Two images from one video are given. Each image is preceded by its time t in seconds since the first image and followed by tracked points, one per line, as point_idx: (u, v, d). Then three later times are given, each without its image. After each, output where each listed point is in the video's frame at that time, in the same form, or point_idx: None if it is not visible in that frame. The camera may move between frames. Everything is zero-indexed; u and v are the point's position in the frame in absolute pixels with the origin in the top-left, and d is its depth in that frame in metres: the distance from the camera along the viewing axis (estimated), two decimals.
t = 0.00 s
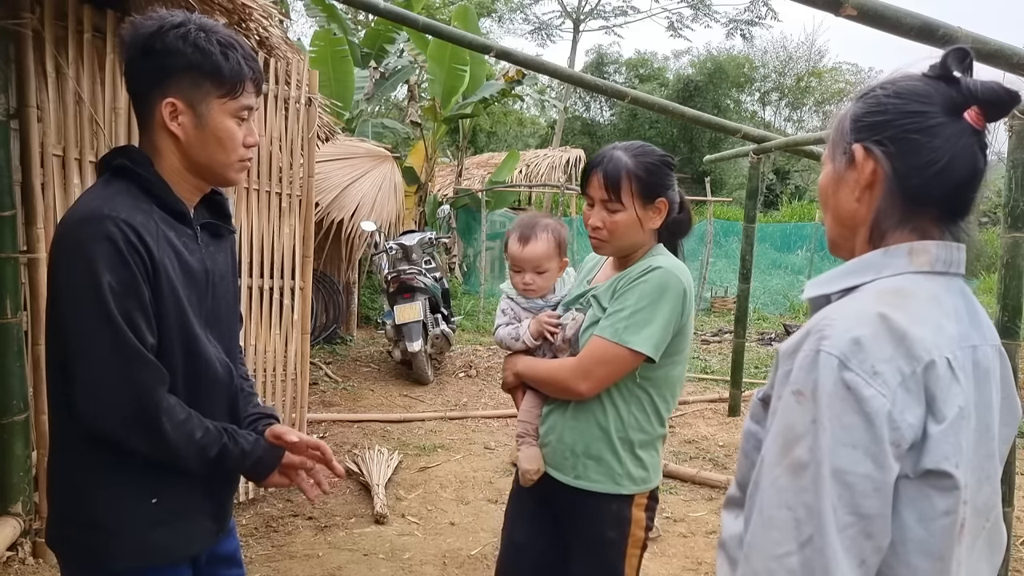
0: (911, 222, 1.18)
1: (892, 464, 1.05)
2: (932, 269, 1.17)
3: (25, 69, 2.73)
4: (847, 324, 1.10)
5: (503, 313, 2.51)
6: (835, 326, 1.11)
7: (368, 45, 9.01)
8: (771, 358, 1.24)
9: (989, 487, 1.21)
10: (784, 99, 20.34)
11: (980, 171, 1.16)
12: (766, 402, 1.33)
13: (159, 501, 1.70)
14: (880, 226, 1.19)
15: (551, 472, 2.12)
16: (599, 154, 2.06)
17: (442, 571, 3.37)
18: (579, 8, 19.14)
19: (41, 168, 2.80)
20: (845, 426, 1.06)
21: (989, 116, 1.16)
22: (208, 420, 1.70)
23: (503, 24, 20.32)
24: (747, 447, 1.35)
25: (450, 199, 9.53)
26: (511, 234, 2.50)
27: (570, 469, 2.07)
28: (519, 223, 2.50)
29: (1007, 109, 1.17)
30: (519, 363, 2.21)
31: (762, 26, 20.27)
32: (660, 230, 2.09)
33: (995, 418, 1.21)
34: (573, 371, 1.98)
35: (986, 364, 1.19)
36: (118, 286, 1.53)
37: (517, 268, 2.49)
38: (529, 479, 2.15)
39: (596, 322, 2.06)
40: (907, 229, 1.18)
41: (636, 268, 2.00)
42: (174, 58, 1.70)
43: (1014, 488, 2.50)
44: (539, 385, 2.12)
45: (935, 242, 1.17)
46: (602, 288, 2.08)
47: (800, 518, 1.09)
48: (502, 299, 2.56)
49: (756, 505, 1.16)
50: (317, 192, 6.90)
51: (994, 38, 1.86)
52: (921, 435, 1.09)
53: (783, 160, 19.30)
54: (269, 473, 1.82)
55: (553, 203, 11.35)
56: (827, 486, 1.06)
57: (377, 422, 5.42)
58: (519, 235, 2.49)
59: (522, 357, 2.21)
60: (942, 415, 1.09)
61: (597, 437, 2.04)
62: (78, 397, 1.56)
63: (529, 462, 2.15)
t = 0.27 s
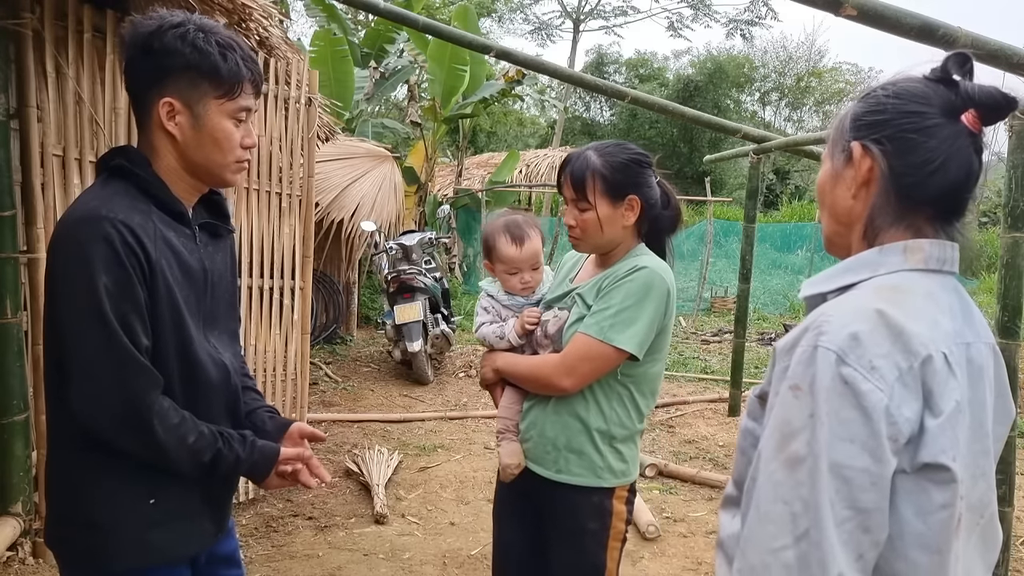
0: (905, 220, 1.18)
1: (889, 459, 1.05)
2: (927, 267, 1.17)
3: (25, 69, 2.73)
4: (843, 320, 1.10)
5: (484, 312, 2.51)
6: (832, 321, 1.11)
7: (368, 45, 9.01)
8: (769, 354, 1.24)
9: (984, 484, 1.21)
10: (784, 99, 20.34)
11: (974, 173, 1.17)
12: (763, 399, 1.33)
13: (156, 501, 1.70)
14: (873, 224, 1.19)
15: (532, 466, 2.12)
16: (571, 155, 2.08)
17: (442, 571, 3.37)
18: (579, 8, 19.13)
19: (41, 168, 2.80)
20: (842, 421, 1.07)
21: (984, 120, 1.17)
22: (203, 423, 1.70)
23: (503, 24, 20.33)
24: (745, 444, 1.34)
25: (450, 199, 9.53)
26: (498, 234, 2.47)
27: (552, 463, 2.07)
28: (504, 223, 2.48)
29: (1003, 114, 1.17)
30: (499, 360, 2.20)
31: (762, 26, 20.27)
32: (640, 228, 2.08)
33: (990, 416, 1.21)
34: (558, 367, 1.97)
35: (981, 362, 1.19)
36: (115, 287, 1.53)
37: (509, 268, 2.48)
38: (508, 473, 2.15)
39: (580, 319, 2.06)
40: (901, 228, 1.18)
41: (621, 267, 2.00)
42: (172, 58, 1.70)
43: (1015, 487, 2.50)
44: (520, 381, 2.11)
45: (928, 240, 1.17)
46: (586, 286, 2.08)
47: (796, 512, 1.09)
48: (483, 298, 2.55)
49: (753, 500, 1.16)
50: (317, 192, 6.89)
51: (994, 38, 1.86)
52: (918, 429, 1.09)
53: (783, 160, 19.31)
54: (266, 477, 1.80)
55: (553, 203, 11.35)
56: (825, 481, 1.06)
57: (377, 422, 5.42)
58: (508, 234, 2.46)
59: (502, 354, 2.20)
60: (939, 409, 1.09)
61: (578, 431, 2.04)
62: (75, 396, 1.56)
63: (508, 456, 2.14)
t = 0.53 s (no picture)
0: (898, 219, 1.18)
1: (889, 457, 1.05)
2: (920, 266, 1.17)
3: (25, 69, 2.73)
4: (843, 318, 1.10)
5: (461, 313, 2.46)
6: (831, 320, 1.11)
7: (368, 45, 9.02)
8: (765, 353, 1.24)
9: (977, 481, 1.21)
10: (784, 99, 20.34)
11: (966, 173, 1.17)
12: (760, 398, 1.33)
13: (156, 502, 1.70)
14: (867, 222, 1.19)
15: (517, 466, 2.11)
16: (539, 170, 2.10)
17: (442, 571, 3.37)
18: (578, 8, 19.14)
19: (41, 168, 2.80)
20: (842, 419, 1.07)
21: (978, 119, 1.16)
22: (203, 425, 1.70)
23: (503, 24, 20.34)
24: (741, 443, 1.34)
25: (450, 199, 9.52)
26: (477, 233, 2.42)
27: (538, 463, 2.06)
28: (479, 223, 2.44)
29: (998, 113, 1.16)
30: (486, 360, 2.18)
31: (762, 27, 20.28)
32: (619, 229, 2.07)
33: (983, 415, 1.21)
34: (549, 367, 1.97)
35: (974, 360, 1.19)
36: (114, 288, 1.53)
37: (489, 267, 2.44)
38: (493, 471, 2.13)
39: (570, 320, 2.06)
40: (894, 226, 1.19)
41: (611, 270, 2.00)
42: (170, 58, 1.70)
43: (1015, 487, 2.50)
44: (507, 381, 2.10)
45: (922, 238, 1.17)
46: (576, 288, 2.08)
47: (794, 511, 1.09)
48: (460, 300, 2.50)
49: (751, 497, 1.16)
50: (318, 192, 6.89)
51: (994, 38, 1.86)
52: (916, 427, 1.09)
53: (783, 160, 19.31)
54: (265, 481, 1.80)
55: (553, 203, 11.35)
56: (825, 479, 1.06)
57: (377, 422, 5.42)
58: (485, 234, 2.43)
59: (488, 353, 2.18)
60: (937, 407, 1.09)
61: (566, 431, 2.04)
62: (74, 398, 1.55)
63: (494, 454, 2.13)
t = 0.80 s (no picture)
0: (886, 218, 1.19)
1: (878, 459, 1.05)
2: (906, 263, 1.18)
3: (25, 69, 2.73)
4: (828, 320, 1.10)
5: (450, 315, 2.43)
6: (816, 322, 1.11)
7: (368, 45, 9.02)
8: (751, 356, 1.24)
9: (966, 479, 1.22)
10: (784, 99, 20.34)
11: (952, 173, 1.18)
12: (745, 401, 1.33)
13: (155, 503, 1.70)
14: (854, 221, 1.20)
15: (515, 465, 2.10)
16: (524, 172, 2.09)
17: (442, 571, 3.37)
18: (578, 8, 19.14)
19: (41, 168, 2.80)
20: (829, 422, 1.07)
21: (962, 115, 1.18)
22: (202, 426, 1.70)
23: (503, 24, 20.34)
24: (728, 445, 1.34)
25: (450, 199, 9.51)
26: (475, 233, 2.41)
27: (539, 461, 2.05)
28: (476, 224, 2.43)
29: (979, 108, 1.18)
30: (479, 361, 2.15)
31: (762, 27, 20.28)
32: (605, 228, 2.09)
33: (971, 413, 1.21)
34: (549, 367, 1.96)
35: (960, 357, 1.19)
36: (111, 290, 1.53)
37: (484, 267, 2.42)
38: (492, 472, 2.11)
39: (564, 319, 2.06)
40: (882, 226, 1.19)
41: (604, 267, 2.02)
42: (169, 59, 1.70)
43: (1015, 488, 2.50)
44: (504, 381, 2.08)
45: (907, 236, 1.18)
46: (568, 287, 2.08)
47: (784, 516, 1.09)
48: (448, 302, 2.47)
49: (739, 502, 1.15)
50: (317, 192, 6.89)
51: (993, 38, 1.86)
52: (904, 428, 1.09)
53: (783, 160, 19.31)
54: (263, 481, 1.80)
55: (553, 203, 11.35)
56: (813, 483, 1.06)
57: (377, 422, 5.42)
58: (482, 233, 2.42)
59: (481, 355, 2.16)
60: (925, 408, 1.09)
61: (565, 428, 2.05)
62: (71, 400, 1.55)
63: (492, 454, 2.10)
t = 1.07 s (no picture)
0: (864, 215, 1.20)
1: (837, 459, 1.05)
2: (876, 257, 1.19)
3: (24, 69, 2.73)
4: (789, 317, 1.10)
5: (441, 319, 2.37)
6: (778, 319, 1.11)
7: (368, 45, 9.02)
8: (718, 354, 1.25)
9: (942, 477, 1.22)
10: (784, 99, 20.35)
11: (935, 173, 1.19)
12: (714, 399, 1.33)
13: (154, 503, 1.69)
14: (829, 217, 1.20)
15: (519, 465, 2.09)
16: (536, 163, 2.08)
17: (442, 571, 3.37)
18: (579, 8, 19.14)
19: (41, 168, 2.80)
20: (788, 421, 1.07)
21: (944, 113, 1.17)
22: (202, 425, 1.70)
23: (504, 24, 20.34)
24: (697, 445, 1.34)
25: (450, 199, 9.51)
26: (472, 233, 2.36)
27: (545, 461, 2.05)
28: (470, 224, 2.38)
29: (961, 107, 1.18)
30: (479, 364, 2.13)
31: (762, 27, 20.29)
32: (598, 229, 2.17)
33: (945, 410, 1.20)
34: (555, 367, 1.96)
35: (932, 353, 1.19)
36: (109, 290, 1.53)
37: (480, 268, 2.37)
38: (497, 474, 2.09)
39: (567, 319, 2.06)
40: (858, 224, 1.20)
41: (604, 266, 2.03)
42: (168, 58, 1.70)
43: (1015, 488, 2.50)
44: (507, 384, 2.06)
45: (878, 231, 1.19)
46: (568, 287, 2.08)
47: (744, 517, 1.09)
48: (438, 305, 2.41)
49: (700, 502, 1.16)
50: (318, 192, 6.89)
51: (993, 38, 1.86)
52: (867, 427, 1.09)
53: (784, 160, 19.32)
54: (262, 483, 1.79)
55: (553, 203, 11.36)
56: (772, 483, 1.07)
57: (377, 422, 5.42)
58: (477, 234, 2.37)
59: (481, 358, 2.14)
60: (888, 405, 1.09)
61: (569, 426, 2.05)
62: (70, 400, 1.55)
63: (497, 457, 2.08)
